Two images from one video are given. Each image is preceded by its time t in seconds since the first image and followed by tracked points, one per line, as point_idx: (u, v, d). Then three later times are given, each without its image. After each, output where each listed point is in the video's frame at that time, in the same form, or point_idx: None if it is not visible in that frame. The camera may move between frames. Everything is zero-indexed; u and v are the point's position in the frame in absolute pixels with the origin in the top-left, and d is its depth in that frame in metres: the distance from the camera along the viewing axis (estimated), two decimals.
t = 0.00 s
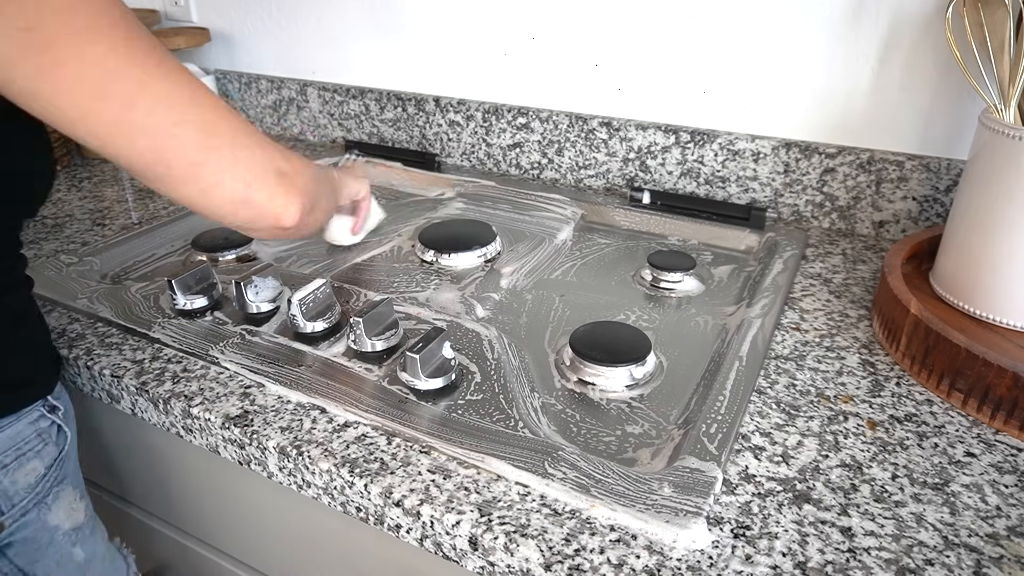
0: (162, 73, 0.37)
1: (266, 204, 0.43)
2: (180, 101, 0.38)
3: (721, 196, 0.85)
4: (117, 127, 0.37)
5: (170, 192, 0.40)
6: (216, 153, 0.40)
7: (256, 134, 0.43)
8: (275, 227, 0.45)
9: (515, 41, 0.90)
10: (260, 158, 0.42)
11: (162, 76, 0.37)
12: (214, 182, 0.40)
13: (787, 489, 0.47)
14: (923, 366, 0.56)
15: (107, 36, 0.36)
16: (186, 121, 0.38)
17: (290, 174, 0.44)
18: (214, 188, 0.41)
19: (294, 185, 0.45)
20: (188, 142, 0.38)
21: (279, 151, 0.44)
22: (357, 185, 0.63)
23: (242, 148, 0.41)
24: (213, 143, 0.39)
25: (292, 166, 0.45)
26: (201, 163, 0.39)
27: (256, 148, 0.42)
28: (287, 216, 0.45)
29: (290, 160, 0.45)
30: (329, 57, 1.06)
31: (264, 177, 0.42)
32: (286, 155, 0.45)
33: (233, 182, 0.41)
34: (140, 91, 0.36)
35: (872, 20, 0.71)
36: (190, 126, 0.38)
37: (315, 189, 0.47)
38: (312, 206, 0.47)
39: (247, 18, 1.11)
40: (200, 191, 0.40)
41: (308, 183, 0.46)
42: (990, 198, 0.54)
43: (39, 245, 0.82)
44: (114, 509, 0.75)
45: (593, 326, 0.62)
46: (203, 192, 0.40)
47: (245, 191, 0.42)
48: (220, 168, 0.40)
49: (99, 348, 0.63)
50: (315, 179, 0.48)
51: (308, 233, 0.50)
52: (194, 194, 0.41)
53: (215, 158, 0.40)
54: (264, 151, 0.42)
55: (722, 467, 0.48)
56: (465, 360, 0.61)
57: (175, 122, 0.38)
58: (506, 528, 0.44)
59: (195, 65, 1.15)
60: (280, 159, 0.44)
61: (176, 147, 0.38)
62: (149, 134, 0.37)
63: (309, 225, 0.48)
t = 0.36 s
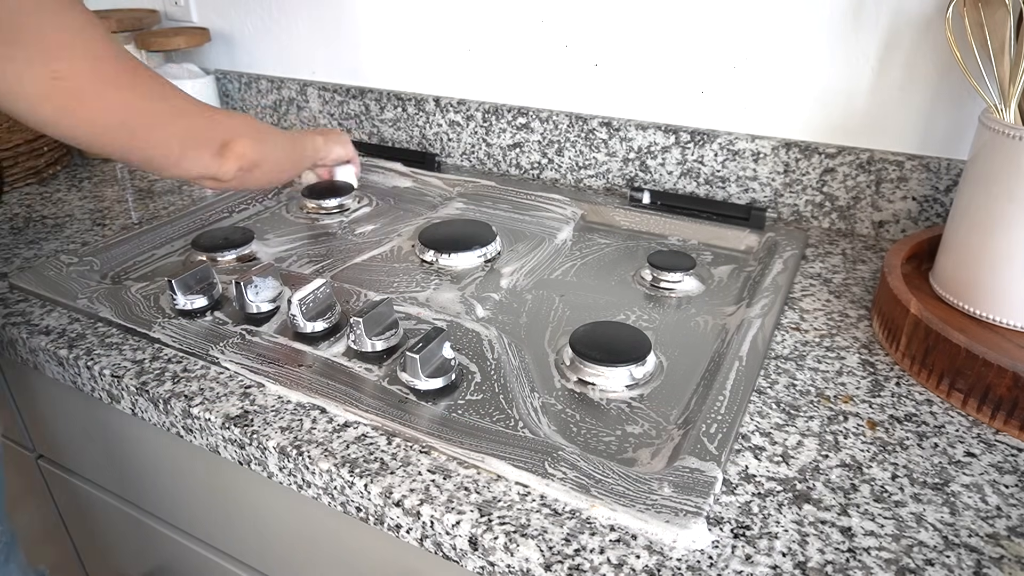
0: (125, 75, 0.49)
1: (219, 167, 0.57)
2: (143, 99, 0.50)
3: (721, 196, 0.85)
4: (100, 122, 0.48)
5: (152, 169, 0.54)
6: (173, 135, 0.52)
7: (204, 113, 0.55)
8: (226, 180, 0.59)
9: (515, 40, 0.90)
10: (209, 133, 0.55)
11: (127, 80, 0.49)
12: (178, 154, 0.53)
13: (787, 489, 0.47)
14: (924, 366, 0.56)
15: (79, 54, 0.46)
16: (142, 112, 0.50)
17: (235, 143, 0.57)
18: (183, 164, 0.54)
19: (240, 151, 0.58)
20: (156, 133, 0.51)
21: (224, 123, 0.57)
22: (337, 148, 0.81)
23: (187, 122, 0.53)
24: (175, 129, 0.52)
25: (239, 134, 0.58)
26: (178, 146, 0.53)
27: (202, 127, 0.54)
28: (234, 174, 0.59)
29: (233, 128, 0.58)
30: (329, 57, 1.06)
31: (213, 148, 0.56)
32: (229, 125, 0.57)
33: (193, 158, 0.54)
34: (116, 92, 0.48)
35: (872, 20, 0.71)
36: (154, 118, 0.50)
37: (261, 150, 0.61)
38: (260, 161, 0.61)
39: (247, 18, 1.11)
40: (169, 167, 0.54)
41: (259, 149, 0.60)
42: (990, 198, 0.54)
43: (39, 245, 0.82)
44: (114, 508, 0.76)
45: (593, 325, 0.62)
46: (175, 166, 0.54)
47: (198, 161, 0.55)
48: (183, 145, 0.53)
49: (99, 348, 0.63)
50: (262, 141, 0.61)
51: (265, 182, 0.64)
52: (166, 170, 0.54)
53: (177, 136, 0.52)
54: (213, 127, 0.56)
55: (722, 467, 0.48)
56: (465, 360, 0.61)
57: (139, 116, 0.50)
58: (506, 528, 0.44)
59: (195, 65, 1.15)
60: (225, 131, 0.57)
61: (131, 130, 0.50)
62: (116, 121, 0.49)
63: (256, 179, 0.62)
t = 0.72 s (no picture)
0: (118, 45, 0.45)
1: (221, 150, 0.52)
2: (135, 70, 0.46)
3: (721, 196, 0.85)
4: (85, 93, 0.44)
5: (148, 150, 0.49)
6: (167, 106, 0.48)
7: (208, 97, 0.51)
8: (235, 169, 0.54)
9: (514, 40, 0.90)
10: (211, 113, 0.51)
11: (124, 54, 0.45)
12: (169, 128, 0.48)
13: (787, 489, 0.47)
14: (923, 365, 0.56)
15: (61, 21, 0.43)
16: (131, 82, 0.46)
17: (239, 126, 0.53)
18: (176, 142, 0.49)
19: (246, 136, 0.53)
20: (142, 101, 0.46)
21: (231, 107, 0.53)
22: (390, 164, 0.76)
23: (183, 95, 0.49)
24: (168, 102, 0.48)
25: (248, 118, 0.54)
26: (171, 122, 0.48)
27: (200, 103, 0.50)
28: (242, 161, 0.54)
29: (243, 117, 0.53)
30: (329, 57, 1.06)
31: (213, 128, 0.51)
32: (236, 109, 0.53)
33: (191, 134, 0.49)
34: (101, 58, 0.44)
35: (872, 19, 0.71)
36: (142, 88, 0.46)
37: (272, 139, 0.56)
38: (270, 151, 0.56)
39: (247, 18, 1.11)
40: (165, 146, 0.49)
41: (270, 139, 0.55)
42: (990, 198, 0.54)
43: (39, 246, 0.82)
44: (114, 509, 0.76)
45: (593, 325, 0.62)
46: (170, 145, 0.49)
47: (196, 140, 0.50)
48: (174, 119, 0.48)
49: (99, 348, 0.63)
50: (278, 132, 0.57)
51: (276, 181, 0.58)
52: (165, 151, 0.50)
53: (169, 108, 0.48)
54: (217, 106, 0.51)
55: (722, 467, 0.48)
56: (465, 360, 0.61)
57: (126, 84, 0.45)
58: (506, 528, 0.44)
59: (195, 65, 1.15)
60: (230, 114, 0.52)
61: (118, 99, 0.45)
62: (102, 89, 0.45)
63: (267, 172, 0.56)
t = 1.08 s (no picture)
0: (28, 75, 0.39)
1: (128, 203, 0.43)
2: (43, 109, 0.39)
3: (721, 196, 0.85)
4: None
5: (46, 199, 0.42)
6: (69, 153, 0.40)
7: (127, 137, 0.43)
8: (150, 230, 0.46)
9: (514, 40, 0.90)
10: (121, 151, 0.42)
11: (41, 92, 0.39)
12: (67, 176, 0.41)
13: (787, 489, 0.47)
14: (923, 365, 0.56)
15: None
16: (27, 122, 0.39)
17: (161, 176, 0.44)
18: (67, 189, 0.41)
19: (168, 189, 0.45)
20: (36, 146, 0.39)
21: (151, 151, 0.44)
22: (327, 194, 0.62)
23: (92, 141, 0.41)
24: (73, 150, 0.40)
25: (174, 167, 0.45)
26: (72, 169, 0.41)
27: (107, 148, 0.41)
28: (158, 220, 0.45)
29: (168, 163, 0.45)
30: (328, 57, 1.06)
31: (122, 176, 0.42)
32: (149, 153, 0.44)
33: (96, 190, 0.42)
34: None
35: (872, 19, 0.71)
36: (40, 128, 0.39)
37: (201, 191, 0.47)
38: (199, 208, 0.47)
39: (246, 18, 1.11)
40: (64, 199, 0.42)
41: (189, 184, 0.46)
42: (990, 198, 0.54)
43: (39, 246, 0.82)
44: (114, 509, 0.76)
45: (593, 326, 0.62)
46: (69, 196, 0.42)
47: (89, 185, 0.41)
48: (75, 165, 0.40)
49: (99, 348, 0.63)
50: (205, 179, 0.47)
51: (209, 236, 0.50)
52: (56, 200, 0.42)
53: (66, 151, 0.40)
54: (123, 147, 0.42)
55: (722, 467, 0.48)
56: (465, 360, 0.61)
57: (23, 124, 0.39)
58: (506, 528, 0.44)
59: (195, 65, 1.15)
60: (146, 160, 0.43)
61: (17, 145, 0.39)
62: None
63: (197, 228, 0.48)
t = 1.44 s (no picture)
0: (58, 77, 0.37)
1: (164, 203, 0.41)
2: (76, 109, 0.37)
3: (721, 196, 0.85)
4: None
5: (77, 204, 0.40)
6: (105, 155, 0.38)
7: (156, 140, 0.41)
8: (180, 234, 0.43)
9: (514, 41, 0.91)
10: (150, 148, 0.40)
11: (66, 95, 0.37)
12: (100, 178, 0.38)
13: (787, 489, 0.47)
14: (923, 365, 0.56)
15: None
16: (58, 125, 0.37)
17: (194, 178, 0.42)
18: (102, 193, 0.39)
19: (200, 189, 0.43)
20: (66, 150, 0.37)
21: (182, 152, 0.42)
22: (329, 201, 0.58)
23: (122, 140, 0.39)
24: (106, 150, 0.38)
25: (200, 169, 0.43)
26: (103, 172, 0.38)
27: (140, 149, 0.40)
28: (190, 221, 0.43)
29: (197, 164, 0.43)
30: (328, 57, 1.06)
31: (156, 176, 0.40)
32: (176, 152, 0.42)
33: (131, 191, 0.39)
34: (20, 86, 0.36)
35: (872, 18, 0.71)
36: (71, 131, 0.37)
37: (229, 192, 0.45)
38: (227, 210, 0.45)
39: (246, 18, 1.11)
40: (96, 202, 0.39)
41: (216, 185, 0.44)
42: (990, 198, 0.54)
43: (39, 246, 0.82)
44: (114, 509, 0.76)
45: (593, 326, 0.62)
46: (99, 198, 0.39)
47: (126, 186, 0.39)
48: (106, 167, 0.38)
49: (99, 348, 0.63)
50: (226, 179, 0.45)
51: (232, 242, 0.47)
52: (88, 203, 0.39)
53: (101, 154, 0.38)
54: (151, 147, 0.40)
55: (722, 467, 0.48)
56: (465, 360, 0.61)
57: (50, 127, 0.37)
58: (506, 528, 0.44)
59: (195, 65, 1.15)
60: (180, 160, 0.42)
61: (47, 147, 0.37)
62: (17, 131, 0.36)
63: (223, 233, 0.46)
